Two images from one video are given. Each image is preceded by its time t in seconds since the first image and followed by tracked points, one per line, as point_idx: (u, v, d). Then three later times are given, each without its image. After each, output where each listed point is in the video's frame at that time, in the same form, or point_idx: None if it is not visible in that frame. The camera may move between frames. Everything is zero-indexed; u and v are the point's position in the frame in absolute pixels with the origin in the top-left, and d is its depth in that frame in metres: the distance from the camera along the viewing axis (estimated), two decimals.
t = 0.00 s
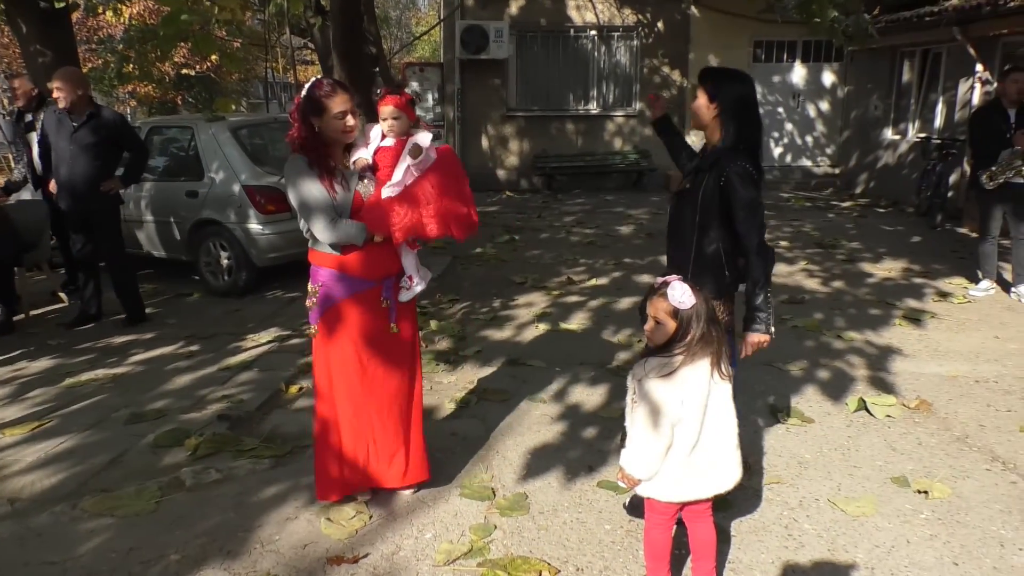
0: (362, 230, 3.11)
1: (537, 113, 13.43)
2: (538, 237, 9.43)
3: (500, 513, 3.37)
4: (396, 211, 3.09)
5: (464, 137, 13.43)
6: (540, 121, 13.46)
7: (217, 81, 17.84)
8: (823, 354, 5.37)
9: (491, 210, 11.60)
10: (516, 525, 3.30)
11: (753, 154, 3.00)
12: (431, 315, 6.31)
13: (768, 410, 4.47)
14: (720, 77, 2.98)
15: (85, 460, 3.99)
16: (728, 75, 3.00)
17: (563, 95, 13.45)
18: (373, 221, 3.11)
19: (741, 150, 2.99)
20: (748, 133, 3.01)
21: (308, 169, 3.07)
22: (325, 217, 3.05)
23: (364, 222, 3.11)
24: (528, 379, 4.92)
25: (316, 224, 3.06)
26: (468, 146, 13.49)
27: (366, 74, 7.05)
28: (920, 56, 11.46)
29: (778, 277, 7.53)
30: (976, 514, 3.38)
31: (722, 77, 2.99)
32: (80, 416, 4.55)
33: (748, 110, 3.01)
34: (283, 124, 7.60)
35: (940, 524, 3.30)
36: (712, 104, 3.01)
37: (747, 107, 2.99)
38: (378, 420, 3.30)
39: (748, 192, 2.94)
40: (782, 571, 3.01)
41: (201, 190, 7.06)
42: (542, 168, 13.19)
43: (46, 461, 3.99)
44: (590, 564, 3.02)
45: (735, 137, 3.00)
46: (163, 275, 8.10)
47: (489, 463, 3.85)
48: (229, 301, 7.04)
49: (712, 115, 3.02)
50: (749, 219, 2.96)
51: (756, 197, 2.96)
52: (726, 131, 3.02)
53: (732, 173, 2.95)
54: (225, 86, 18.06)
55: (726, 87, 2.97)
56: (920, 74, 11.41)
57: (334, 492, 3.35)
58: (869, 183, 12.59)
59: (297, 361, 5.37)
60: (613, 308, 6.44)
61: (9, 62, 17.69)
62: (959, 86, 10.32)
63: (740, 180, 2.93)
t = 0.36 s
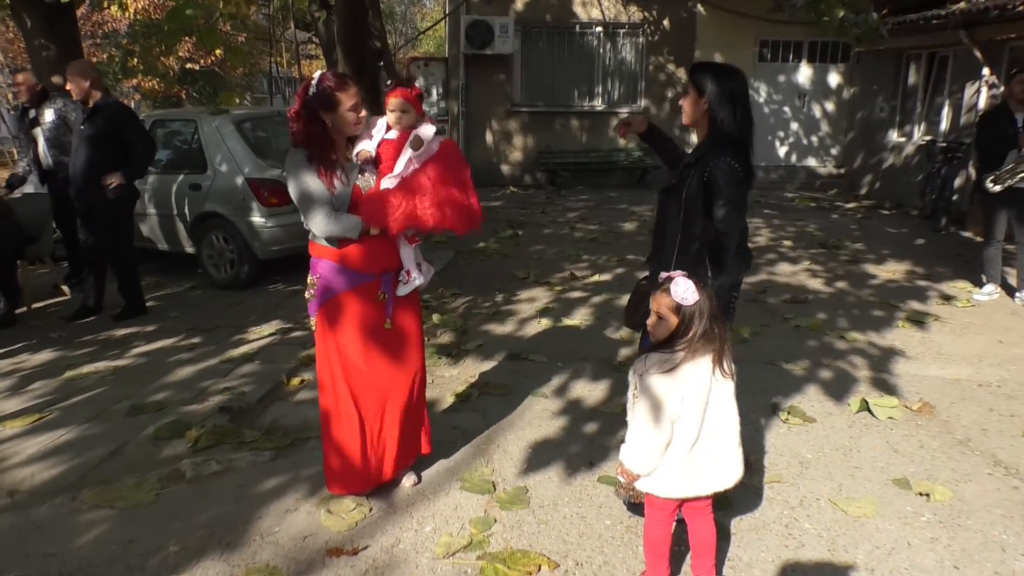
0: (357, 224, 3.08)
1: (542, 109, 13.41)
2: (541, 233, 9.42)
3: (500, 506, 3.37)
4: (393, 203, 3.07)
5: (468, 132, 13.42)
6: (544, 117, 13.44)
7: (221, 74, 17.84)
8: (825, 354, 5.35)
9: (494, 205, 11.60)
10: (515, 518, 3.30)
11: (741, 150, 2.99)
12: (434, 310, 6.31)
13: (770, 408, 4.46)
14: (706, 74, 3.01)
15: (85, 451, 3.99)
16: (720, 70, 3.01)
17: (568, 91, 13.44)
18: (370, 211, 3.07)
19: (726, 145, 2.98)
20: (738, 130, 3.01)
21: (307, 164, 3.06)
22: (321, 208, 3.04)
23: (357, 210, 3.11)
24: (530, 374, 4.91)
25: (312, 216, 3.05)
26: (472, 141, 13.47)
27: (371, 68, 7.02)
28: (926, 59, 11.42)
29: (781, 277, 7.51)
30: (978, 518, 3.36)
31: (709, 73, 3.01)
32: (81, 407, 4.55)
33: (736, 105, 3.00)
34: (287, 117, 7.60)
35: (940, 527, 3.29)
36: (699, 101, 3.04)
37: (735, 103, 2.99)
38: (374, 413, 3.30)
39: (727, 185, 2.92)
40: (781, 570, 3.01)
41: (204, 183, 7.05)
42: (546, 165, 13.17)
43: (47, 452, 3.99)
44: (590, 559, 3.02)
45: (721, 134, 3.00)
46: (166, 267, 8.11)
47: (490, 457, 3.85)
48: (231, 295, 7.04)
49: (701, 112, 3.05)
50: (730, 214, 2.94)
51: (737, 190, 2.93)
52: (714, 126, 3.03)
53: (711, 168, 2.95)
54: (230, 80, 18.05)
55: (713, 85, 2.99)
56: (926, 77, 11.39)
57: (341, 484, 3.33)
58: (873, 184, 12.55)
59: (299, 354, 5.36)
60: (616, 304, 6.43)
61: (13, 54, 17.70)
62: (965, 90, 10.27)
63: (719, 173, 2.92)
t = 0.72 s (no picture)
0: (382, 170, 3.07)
1: (577, 58, 13.14)
2: (577, 183, 9.33)
3: (533, 453, 3.40)
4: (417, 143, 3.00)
5: (504, 80, 13.24)
6: (581, 65, 13.19)
7: (257, 21, 17.78)
8: (865, 308, 5.26)
9: (529, 154, 11.50)
10: (548, 465, 3.32)
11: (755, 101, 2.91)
12: (469, 258, 6.31)
13: (807, 361, 4.41)
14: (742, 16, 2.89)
15: (130, 390, 4.10)
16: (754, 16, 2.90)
17: (605, 40, 13.17)
18: (396, 153, 3.00)
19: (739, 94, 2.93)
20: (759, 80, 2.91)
21: (347, 113, 3.12)
22: (351, 155, 3.12)
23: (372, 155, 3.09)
24: (564, 324, 4.91)
25: (350, 166, 3.12)
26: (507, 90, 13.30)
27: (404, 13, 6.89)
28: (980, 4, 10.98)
29: (821, 229, 7.37)
30: (1018, 475, 3.31)
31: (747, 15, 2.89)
32: (125, 348, 4.66)
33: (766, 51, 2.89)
34: (321, 64, 7.55)
35: (979, 483, 3.25)
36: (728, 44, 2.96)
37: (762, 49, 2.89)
38: (407, 358, 3.30)
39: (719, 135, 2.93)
40: (813, 522, 3.00)
41: (240, 129, 7.06)
42: (582, 114, 12.93)
43: (93, 390, 4.10)
44: (622, 506, 3.04)
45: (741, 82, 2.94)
46: (205, 214, 8.19)
47: (523, 405, 3.87)
48: (268, 241, 7.11)
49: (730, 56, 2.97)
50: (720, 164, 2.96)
51: (727, 141, 2.92)
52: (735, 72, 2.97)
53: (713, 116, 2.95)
54: (265, 27, 17.99)
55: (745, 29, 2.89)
56: (980, 22, 10.95)
57: (356, 419, 3.41)
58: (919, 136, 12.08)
59: (335, 300, 5.41)
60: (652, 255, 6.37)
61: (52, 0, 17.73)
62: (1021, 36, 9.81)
63: (717, 122, 2.92)
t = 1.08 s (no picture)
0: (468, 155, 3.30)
1: (665, 35, 12.89)
2: (663, 166, 9.19)
3: (616, 439, 3.38)
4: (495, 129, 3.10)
5: (590, 62, 13.12)
6: (668, 44, 12.92)
7: (346, 7, 18.12)
8: (968, 294, 5.00)
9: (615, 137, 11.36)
10: (631, 452, 3.30)
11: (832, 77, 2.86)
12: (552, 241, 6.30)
13: (904, 350, 4.24)
14: None
15: (227, 365, 4.28)
16: None
17: (694, 16, 12.94)
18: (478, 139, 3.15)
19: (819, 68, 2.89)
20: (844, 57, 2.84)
21: (456, 98, 3.30)
22: (452, 138, 3.32)
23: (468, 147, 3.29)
24: (649, 309, 4.86)
25: (451, 150, 3.33)
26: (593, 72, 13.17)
27: None
28: None
29: (921, 211, 7.03)
30: None
31: None
32: (223, 325, 4.86)
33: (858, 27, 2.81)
34: (409, 47, 7.63)
35: None
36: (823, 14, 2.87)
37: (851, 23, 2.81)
38: (501, 343, 3.35)
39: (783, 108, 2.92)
40: (909, 518, 2.89)
41: (331, 113, 7.22)
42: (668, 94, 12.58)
43: (193, 364, 4.30)
44: (706, 496, 3.00)
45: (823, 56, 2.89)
46: (297, 197, 8.43)
47: (606, 391, 3.86)
48: (357, 223, 7.27)
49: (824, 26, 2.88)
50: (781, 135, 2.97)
51: (788, 117, 2.92)
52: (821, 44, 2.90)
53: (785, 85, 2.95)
54: (354, 12, 18.32)
55: None
56: None
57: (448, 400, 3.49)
58: None
59: (421, 282, 5.49)
60: (740, 239, 6.22)
61: None
62: None
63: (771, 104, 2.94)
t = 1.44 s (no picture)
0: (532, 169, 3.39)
1: (735, 48, 12.73)
2: (732, 181, 9.04)
3: (677, 463, 3.33)
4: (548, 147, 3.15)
5: (659, 76, 13.02)
6: (739, 57, 12.72)
7: (419, 24, 18.47)
8: None
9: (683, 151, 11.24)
10: (693, 477, 3.24)
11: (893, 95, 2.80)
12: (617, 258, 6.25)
13: (985, 375, 4.05)
14: None
15: (295, 378, 4.38)
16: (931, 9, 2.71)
17: (766, 28, 12.72)
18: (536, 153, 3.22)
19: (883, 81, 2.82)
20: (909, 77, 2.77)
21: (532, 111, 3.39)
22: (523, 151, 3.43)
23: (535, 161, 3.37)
24: (714, 328, 4.78)
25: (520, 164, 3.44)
26: (662, 85, 13.07)
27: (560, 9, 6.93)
28: None
29: (1006, 228, 6.73)
30: None
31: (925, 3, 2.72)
32: (292, 338, 4.98)
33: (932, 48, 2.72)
34: (478, 65, 7.72)
35: None
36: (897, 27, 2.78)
37: (922, 42, 2.73)
38: (553, 359, 3.38)
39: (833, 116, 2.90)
40: (988, 555, 2.75)
41: (401, 130, 7.35)
42: (738, 107, 12.48)
43: (262, 377, 4.42)
44: (771, 524, 2.92)
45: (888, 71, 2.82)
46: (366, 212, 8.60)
47: (669, 412, 3.79)
48: (423, 237, 7.37)
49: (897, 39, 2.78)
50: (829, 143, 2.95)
51: (839, 126, 2.87)
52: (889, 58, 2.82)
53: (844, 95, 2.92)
54: (426, 29, 18.67)
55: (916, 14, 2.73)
56: None
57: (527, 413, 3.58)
58: None
59: (485, 298, 5.53)
60: (811, 257, 6.07)
61: (238, 11, 19.19)
62: None
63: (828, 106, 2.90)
